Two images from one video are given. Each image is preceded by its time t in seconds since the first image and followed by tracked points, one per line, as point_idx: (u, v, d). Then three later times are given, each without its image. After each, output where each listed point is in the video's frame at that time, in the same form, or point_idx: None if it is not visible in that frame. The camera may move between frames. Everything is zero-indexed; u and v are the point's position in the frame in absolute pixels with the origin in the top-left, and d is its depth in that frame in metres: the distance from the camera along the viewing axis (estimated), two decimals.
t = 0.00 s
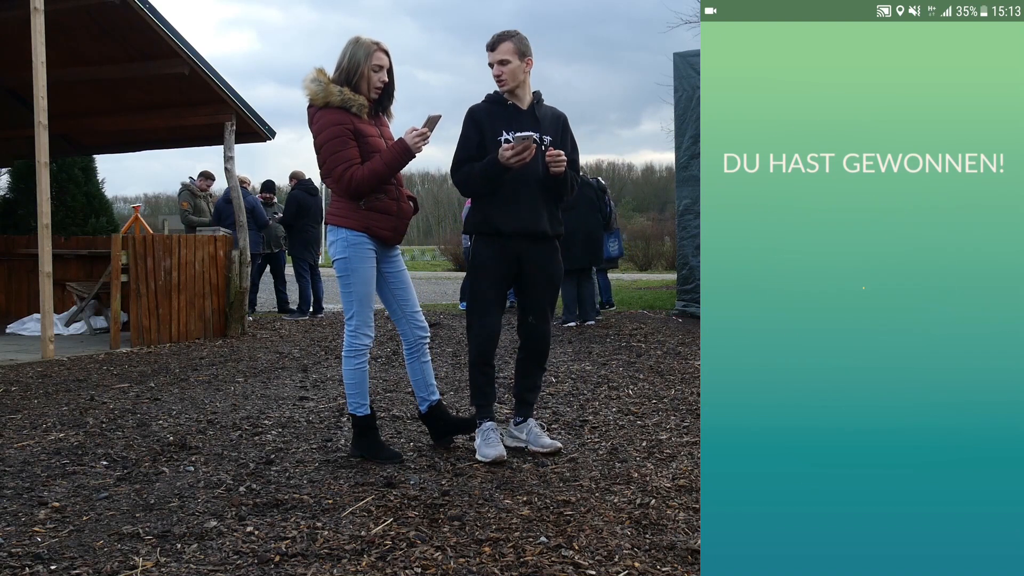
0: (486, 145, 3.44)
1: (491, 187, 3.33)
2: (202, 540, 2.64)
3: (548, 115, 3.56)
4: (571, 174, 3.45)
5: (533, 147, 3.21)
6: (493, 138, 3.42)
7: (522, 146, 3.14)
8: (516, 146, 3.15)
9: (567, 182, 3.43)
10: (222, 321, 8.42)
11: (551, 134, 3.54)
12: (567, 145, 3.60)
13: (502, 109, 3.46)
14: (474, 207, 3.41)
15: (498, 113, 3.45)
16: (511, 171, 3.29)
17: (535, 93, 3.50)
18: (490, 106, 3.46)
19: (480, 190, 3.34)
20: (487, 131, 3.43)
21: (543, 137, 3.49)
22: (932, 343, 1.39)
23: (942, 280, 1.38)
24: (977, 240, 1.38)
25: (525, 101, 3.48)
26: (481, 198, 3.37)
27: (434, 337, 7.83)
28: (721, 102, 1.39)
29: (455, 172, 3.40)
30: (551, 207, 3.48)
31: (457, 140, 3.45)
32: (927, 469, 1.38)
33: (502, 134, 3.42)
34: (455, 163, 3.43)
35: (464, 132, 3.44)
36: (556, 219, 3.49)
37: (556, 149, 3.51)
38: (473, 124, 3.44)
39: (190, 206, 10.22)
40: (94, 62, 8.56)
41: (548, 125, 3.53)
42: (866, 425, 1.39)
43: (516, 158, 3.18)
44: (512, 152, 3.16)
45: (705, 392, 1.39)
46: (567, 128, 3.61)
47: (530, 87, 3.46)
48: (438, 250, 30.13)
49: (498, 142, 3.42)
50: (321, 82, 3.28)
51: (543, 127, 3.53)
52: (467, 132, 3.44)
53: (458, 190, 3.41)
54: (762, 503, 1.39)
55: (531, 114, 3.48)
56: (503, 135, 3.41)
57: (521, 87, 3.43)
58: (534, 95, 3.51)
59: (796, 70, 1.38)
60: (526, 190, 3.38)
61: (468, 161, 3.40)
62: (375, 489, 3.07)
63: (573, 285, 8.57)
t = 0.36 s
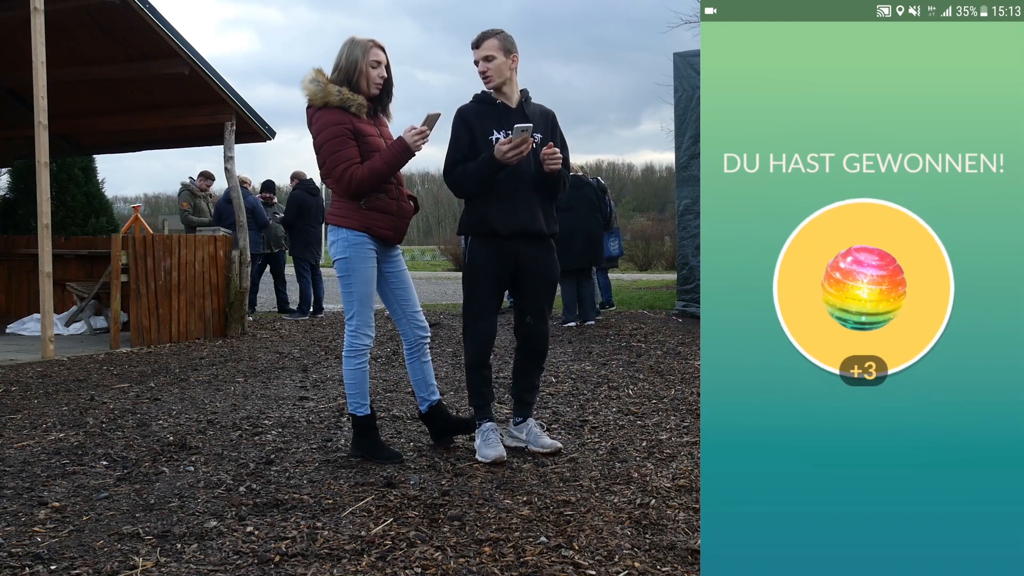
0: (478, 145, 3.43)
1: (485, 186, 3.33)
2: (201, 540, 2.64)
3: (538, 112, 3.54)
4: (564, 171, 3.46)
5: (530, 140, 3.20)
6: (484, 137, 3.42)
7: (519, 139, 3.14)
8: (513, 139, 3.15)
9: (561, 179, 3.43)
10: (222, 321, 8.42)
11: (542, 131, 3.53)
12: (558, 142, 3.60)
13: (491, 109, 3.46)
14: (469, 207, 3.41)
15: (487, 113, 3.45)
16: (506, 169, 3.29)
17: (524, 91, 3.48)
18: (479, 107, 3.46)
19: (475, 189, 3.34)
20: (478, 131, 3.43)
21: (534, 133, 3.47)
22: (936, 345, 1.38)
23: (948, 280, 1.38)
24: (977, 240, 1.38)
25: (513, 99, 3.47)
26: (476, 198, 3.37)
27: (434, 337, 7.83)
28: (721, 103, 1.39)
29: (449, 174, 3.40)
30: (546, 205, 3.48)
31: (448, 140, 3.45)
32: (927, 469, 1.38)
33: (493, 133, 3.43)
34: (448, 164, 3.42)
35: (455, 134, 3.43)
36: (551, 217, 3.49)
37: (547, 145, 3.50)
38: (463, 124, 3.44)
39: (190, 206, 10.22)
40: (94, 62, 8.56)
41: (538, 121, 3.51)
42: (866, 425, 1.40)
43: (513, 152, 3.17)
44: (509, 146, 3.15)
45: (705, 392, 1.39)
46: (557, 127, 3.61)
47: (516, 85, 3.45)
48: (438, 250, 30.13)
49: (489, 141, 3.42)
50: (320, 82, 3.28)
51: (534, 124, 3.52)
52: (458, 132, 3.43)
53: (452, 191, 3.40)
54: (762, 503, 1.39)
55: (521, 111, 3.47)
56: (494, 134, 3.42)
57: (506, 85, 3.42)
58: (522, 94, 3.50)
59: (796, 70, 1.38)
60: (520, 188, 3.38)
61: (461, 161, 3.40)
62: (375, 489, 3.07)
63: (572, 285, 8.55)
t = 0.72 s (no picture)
0: (470, 147, 3.44)
1: (479, 188, 3.34)
2: (201, 540, 2.64)
3: (531, 109, 3.51)
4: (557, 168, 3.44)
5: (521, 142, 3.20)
6: (476, 141, 3.42)
7: (508, 142, 3.14)
8: (502, 144, 3.15)
9: (554, 177, 3.42)
10: (222, 321, 8.42)
11: (535, 129, 3.49)
12: (552, 139, 3.57)
13: (482, 110, 3.45)
14: (463, 210, 3.43)
15: (478, 114, 3.45)
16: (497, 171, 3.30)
17: (515, 89, 3.47)
18: (471, 109, 3.46)
19: (468, 192, 3.35)
20: (469, 134, 3.43)
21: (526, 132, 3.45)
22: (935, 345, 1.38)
23: (942, 282, 1.38)
24: (977, 240, 1.38)
25: (504, 99, 3.46)
26: (470, 200, 3.38)
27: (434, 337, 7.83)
28: (721, 102, 1.39)
29: (443, 177, 3.41)
30: (540, 204, 3.48)
31: (441, 145, 3.47)
32: (927, 468, 1.38)
33: (483, 134, 3.42)
34: (441, 168, 3.45)
35: (446, 137, 3.45)
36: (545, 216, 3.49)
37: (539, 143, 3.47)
38: (454, 128, 3.45)
39: (190, 206, 10.22)
40: (94, 62, 8.56)
41: (530, 120, 3.48)
42: (864, 425, 1.40)
43: (504, 155, 3.17)
44: (499, 150, 3.16)
45: (705, 392, 1.39)
46: (551, 122, 3.58)
47: (505, 83, 3.44)
48: (438, 250, 30.14)
49: (479, 142, 3.42)
50: (321, 82, 3.27)
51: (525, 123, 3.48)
52: (450, 137, 3.44)
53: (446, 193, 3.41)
54: (761, 503, 1.39)
55: (511, 112, 3.45)
56: (483, 135, 3.42)
57: (495, 85, 3.42)
58: (514, 92, 3.49)
59: (796, 70, 1.38)
60: (513, 189, 3.37)
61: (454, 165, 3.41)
62: (375, 490, 3.07)
63: (572, 285, 8.54)
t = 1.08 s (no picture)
0: (464, 151, 3.45)
1: (475, 189, 3.34)
2: (201, 540, 2.64)
3: (520, 105, 3.51)
4: (552, 164, 3.42)
5: (513, 141, 3.19)
6: (469, 144, 3.43)
7: (499, 143, 3.13)
8: (494, 143, 3.14)
9: (550, 173, 3.40)
10: (222, 321, 8.42)
11: (527, 125, 3.49)
12: (546, 133, 3.54)
13: (473, 113, 3.46)
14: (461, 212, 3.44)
15: (470, 117, 3.45)
16: (492, 172, 3.29)
17: (504, 87, 3.47)
18: (462, 113, 3.47)
19: (464, 194, 3.36)
20: (462, 138, 3.45)
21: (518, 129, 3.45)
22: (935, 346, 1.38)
23: (942, 282, 1.38)
24: (976, 240, 1.38)
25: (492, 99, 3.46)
26: (466, 202, 3.38)
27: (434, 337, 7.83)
28: (721, 102, 1.39)
29: (438, 183, 3.43)
30: (537, 201, 3.46)
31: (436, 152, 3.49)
32: (927, 468, 1.38)
33: (476, 135, 3.43)
34: (438, 173, 3.46)
35: (439, 143, 3.47)
36: (543, 214, 3.47)
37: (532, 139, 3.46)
38: (447, 134, 3.47)
39: (190, 206, 10.22)
40: (94, 62, 8.56)
41: (521, 117, 3.47)
42: (865, 425, 1.40)
43: (497, 155, 3.17)
44: (491, 150, 3.16)
45: (705, 392, 1.39)
46: (545, 116, 3.55)
47: (491, 84, 3.44)
48: (438, 250, 30.15)
49: (472, 144, 3.43)
50: (319, 82, 3.28)
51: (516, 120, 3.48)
52: (443, 143, 3.47)
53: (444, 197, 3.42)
54: (761, 503, 1.39)
55: (501, 110, 3.44)
56: (476, 136, 3.42)
57: (480, 87, 3.42)
58: (503, 90, 3.49)
59: (797, 70, 1.38)
60: (509, 188, 3.36)
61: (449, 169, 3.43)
62: (375, 489, 3.07)
63: (572, 285, 8.55)
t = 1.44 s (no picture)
0: (465, 151, 3.44)
1: (477, 190, 3.33)
2: (201, 540, 2.64)
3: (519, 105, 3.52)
4: (553, 163, 3.42)
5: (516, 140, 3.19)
6: (470, 144, 3.43)
7: (503, 142, 3.13)
8: (498, 143, 3.14)
9: (551, 172, 3.40)
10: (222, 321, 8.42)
11: (527, 125, 3.49)
12: (545, 134, 3.55)
13: (473, 113, 3.46)
14: (462, 213, 3.43)
15: (469, 117, 3.45)
16: (494, 171, 3.29)
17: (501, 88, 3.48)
18: (461, 114, 3.47)
19: (466, 195, 3.35)
20: (463, 138, 3.44)
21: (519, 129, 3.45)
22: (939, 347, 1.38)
23: (942, 280, 1.38)
24: (976, 240, 1.38)
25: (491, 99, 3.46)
26: (467, 202, 3.38)
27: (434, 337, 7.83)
28: (721, 102, 1.39)
29: (439, 183, 3.42)
30: (538, 200, 3.46)
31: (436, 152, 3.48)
32: (926, 468, 1.38)
33: (476, 136, 3.43)
34: (438, 174, 3.45)
35: (439, 144, 3.46)
36: (543, 213, 3.48)
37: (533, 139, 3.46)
38: (447, 134, 3.46)
39: (190, 206, 10.22)
40: (94, 62, 8.56)
41: (521, 117, 3.48)
42: (865, 425, 1.40)
43: (500, 155, 3.16)
44: (494, 150, 3.15)
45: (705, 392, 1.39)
46: (543, 116, 3.56)
47: (491, 85, 3.44)
48: (439, 250, 30.16)
49: (473, 144, 3.42)
50: (318, 82, 3.28)
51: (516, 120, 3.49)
52: (443, 143, 3.45)
53: (445, 197, 3.42)
54: (760, 503, 1.39)
55: (501, 111, 3.45)
56: (477, 136, 3.42)
57: (481, 88, 3.41)
58: (501, 91, 3.49)
59: (797, 70, 1.38)
60: (510, 187, 3.37)
61: (450, 169, 3.41)
62: (375, 489, 3.07)
63: (572, 285, 8.54)
